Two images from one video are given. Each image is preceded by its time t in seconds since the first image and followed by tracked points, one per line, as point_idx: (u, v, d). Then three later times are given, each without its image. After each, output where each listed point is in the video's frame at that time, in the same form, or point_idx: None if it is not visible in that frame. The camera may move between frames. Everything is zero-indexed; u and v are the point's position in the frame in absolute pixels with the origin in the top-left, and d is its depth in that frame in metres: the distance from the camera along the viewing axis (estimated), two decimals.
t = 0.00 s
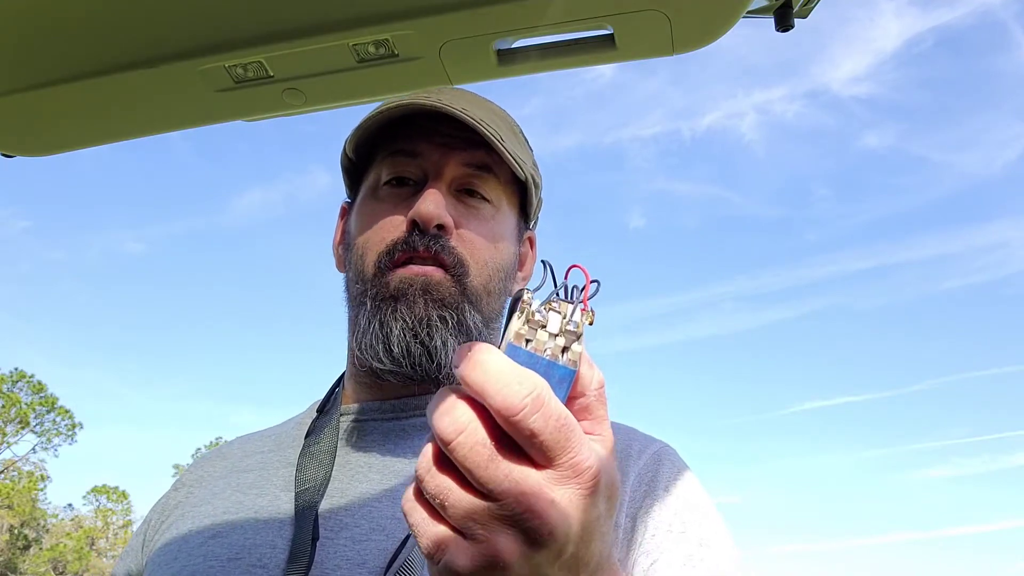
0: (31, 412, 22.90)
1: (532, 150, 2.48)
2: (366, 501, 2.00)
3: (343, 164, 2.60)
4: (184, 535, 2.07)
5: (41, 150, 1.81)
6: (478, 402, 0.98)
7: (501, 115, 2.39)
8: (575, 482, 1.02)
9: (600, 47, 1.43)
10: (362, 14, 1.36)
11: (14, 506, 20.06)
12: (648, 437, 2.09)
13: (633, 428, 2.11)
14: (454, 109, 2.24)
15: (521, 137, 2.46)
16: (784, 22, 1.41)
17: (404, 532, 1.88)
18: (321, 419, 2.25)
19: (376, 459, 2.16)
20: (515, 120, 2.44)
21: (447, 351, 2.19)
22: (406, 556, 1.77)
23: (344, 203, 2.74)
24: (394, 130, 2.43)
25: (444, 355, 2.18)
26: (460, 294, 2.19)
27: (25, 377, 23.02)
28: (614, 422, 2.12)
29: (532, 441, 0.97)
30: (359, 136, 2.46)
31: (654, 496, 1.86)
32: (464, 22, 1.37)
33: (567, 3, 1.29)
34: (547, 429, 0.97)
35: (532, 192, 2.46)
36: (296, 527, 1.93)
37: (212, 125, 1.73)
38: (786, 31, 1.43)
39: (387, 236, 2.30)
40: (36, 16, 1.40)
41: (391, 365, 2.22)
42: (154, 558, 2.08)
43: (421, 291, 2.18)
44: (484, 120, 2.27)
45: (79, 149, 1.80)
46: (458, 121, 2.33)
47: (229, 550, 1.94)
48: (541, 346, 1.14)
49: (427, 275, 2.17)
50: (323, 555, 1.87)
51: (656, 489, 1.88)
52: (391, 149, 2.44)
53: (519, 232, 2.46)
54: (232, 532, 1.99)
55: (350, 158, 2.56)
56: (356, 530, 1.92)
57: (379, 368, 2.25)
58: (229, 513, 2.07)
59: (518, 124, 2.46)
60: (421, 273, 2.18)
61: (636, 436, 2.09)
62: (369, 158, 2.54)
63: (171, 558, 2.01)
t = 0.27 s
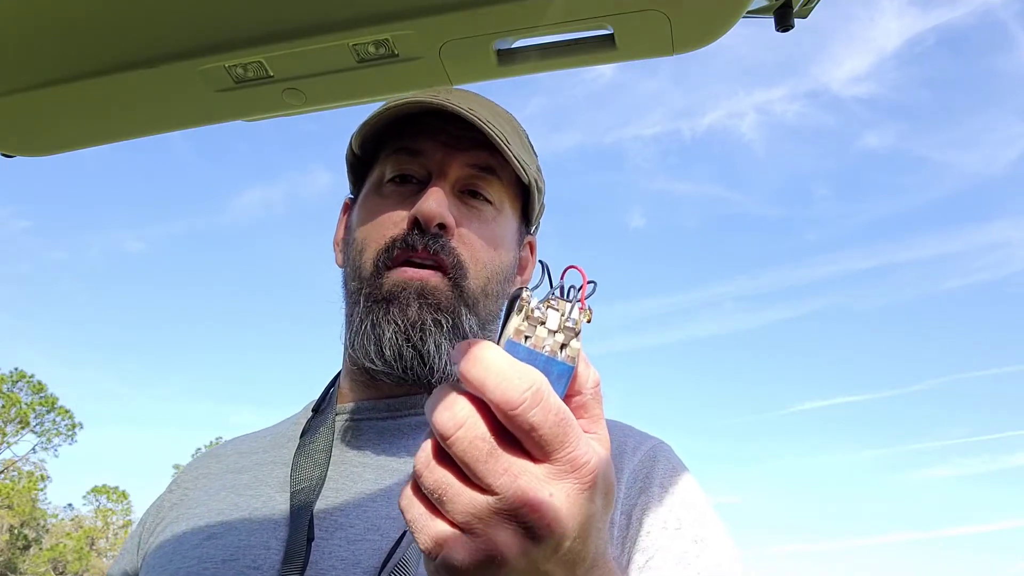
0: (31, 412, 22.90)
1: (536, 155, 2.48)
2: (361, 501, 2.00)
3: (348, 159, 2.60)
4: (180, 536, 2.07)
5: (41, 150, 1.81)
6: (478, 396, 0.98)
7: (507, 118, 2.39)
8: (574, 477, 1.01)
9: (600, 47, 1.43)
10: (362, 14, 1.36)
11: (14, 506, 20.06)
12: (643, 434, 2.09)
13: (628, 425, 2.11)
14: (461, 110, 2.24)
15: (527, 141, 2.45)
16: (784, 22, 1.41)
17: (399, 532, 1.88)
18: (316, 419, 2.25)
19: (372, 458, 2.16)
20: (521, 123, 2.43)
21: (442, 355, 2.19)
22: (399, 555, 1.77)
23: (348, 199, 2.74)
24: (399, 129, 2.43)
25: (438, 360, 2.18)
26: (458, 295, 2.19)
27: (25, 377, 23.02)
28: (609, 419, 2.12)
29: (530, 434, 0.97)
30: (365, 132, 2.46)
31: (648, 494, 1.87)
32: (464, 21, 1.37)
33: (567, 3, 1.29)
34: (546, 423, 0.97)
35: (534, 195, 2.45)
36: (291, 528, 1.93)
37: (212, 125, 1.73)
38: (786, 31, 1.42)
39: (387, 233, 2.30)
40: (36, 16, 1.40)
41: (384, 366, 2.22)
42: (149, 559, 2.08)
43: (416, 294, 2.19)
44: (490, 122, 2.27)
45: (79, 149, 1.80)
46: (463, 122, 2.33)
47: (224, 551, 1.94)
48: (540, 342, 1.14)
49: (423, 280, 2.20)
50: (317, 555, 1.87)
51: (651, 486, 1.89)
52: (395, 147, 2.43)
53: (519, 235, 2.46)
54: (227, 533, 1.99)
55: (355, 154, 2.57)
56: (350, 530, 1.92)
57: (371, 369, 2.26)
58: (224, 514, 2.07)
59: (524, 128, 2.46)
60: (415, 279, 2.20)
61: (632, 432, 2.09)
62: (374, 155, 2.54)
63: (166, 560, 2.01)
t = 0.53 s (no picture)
0: (32, 412, 22.91)
1: (531, 154, 2.48)
2: (361, 502, 2.00)
3: (341, 162, 2.60)
4: (179, 537, 2.07)
5: (40, 150, 1.81)
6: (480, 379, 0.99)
7: (499, 118, 2.39)
8: (575, 458, 1.01)
9: (600, 47, 1.43)
10: (361, 14, 1.36)
11: (14, 506, 20.07)
12: (642, 434, 2.09)
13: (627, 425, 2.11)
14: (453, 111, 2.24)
15: (520, 140, 2.45)
16: (784, 22, 1.41)
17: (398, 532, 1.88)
18: (315, 418, 2.25)
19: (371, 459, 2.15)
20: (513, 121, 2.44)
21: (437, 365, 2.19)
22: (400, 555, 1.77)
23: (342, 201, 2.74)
24: (393, 131, 2.43)
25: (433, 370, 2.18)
26: (453, 301, 2.19)
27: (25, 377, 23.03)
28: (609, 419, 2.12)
29: (532, 414, 0.97)
30: (358, 135, 2.46)
31: (648, 494, 1.87)
32: (464, 21, 1.37)
33: (567, 3, 1.29)
34: (548, 403, 0.97)
35: (530, 195, 2.45)
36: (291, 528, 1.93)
37: (213, 125, 1.73)
38: (786, 31, 1.42)
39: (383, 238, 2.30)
40: (36, 16, 1.40)
41: (378, 379, 2.23)
42: (148, 559, 2.08)
43: (411, 305, 2.19)
44: (482, 122, 2.27)
45: (79, 149, 1.80)
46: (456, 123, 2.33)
47: (223, 551, 1.94)
48: (541, 326, 1.14)
49: (418, 291, 2.18)
50: (317, 555, 1.87)
51: (650, 487, 1.89)
52: (389, 150, 2.44)
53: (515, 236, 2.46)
54: (226, 533, 1.99)
55: (348, 156, 2.56)
56: (350, 530, 1.92)
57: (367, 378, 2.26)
58: (223, 514, 2.07)
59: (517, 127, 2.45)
60: (411, 290, 2.19)
61: (632, 432, 2.09)
62: (368, 157, 2.54)
63: (165, 561, 2.01)
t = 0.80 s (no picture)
0: (32, 412, 22.91)
1: (529, 155, 2.48)
2: (358, 504, 2.00)
3: (338, 164, 2.60)
4: (177, 538, 2.06)
5: (40, 150, 1.81)
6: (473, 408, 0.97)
7: (497, 119, 2.38)
8: (570, 487, 1.00)
9: (600, 47, 1.43)
10: (362, 14, 1.36)
11: (14, 506, 20.07)
12: (640, 435, 2.09)
13: (624, 427, 2.11)
14: (450, 116, 2.22)
15: (517, 141, 2.45)
16: (784, 22, 1.40)
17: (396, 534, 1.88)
18: (314, 420, 2.25)
19: (370, 460, 2.16)
20: (511, 122, 2.43)
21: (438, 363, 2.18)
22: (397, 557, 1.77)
23: (339, 202, 2.74)
24: (391, 132, 2.42)
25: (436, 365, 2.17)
26: (453, 300, 2.19)
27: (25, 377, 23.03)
28: (606, 421, 2.12)
29: (526, 445, 0.96)
30: (355, 137, 2.45)
31: (645, 495, 1.86)
32: (465, 22, 1.37)
33: (567, 3, 1.29)
34: (541, 433, 0.96)
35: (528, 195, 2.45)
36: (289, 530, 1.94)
37: (212, 125, 1.73)
38: (785, 31, 1.42)
39: (383, 236, 2.29)
40: (36, 16, 1.40)
41: (384, 371, 2.22)
42: (147, 561, 2.08)
43: (413, 297, 2.18)
44: (480, 126, 2.25)
45: (78, 149, 1.80)
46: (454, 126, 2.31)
47: (222, 553, 1.94)
48: (534, 352, 1.13)
49: (419, 282, 2.18)
50: (314, 558, 1.87)
51: (648, 488, 1.88)
52: (388, 151, 2.43)
53: (514, 236, 2.46)
54: (224, 535, 1.99)
55: (345, 159, 2.56)
56: (348, 533, 1.92)
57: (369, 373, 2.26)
58: (222, 516, 2.07)
59: (515, 127, 2.45)
60: (413, 280, 2.18)
61: (629, 433, 2.08)
62: (366, 158, 2.53)
63: (163, 562, 2.01)
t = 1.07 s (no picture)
0: (31, 412, 22.91)
1: (521, 151, 2.45)
2: (359, 505, 2.00)
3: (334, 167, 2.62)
4: (179, 540, 2.07)
5: (40, 150, 1.81)
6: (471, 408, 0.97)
7: (485, 117, 2.36)
8: (567, 486, 1.00)
9: (600, 47, 1.43)
10: (362, 14, 1.36)
11: (14, 506, 20.07)
12: (641, 437, 2.08)
13: (625, 428, 2.10)
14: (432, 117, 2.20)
15: (509, 138, 2.42)
16: (784, 22, 1.40)
17: (397, 536, 1.88)
18: (316, 422, 2.25)
19: (371, 462, 2.16)
20: (502, 120, 2.40)
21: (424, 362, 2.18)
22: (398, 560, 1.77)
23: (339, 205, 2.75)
24: (381, 133, 2.43)
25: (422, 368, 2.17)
26: (439, 300, 2.18)
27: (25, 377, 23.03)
28: (607, 422, 2.11)
29: (524, 444, 0.95)
30: (347, 139, 2.47)
31: (646, 497, 1.86)
32: (465, 22, 1.37)
33: (567, 3, 1.29)
34: (539, 433, 0.95)
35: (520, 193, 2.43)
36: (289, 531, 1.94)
37: (212, 125, 1.73)
38: (785, 31, 1.42)
39: (371, 237, 2.30)
40: (36, 16, 1.40)
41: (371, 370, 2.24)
42: (149, 562, 2.08)
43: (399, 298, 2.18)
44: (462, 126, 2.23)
45: (78, 149, 1.80)
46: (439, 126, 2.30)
47: (223, 555, 1.94)
48: (532, 352, 1.12)
49: (406, 282, 2.17)
50: (315, 560, 1.87)
51: (649, 490, 1.88)
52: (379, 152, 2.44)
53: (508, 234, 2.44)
54: (226, 536, 1.99)
55: (340, 162, 2.58)
56: (348, 535, 1.92)
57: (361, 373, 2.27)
58: (223, 517, 2.07)
59: (507, 125, 2.42)
60: (400, 281, 2.18)
61: (630, 434, 2.08)
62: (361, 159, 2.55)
63: (165, 563, 2.01)
